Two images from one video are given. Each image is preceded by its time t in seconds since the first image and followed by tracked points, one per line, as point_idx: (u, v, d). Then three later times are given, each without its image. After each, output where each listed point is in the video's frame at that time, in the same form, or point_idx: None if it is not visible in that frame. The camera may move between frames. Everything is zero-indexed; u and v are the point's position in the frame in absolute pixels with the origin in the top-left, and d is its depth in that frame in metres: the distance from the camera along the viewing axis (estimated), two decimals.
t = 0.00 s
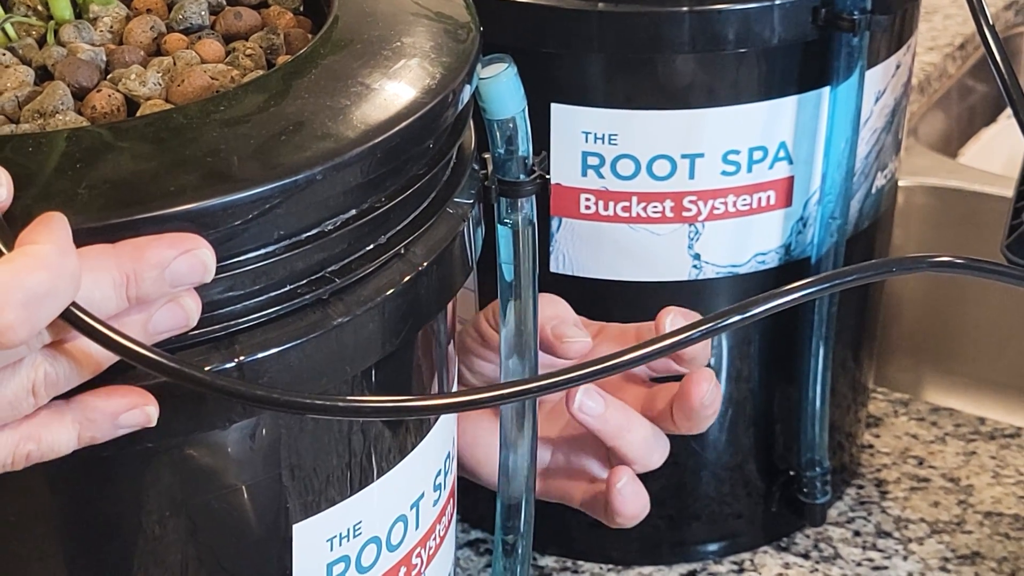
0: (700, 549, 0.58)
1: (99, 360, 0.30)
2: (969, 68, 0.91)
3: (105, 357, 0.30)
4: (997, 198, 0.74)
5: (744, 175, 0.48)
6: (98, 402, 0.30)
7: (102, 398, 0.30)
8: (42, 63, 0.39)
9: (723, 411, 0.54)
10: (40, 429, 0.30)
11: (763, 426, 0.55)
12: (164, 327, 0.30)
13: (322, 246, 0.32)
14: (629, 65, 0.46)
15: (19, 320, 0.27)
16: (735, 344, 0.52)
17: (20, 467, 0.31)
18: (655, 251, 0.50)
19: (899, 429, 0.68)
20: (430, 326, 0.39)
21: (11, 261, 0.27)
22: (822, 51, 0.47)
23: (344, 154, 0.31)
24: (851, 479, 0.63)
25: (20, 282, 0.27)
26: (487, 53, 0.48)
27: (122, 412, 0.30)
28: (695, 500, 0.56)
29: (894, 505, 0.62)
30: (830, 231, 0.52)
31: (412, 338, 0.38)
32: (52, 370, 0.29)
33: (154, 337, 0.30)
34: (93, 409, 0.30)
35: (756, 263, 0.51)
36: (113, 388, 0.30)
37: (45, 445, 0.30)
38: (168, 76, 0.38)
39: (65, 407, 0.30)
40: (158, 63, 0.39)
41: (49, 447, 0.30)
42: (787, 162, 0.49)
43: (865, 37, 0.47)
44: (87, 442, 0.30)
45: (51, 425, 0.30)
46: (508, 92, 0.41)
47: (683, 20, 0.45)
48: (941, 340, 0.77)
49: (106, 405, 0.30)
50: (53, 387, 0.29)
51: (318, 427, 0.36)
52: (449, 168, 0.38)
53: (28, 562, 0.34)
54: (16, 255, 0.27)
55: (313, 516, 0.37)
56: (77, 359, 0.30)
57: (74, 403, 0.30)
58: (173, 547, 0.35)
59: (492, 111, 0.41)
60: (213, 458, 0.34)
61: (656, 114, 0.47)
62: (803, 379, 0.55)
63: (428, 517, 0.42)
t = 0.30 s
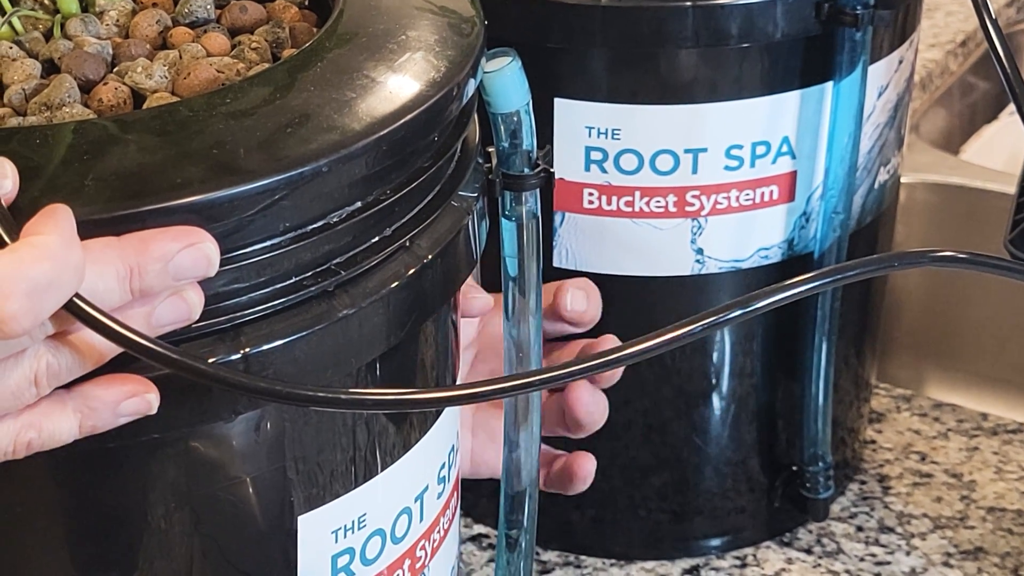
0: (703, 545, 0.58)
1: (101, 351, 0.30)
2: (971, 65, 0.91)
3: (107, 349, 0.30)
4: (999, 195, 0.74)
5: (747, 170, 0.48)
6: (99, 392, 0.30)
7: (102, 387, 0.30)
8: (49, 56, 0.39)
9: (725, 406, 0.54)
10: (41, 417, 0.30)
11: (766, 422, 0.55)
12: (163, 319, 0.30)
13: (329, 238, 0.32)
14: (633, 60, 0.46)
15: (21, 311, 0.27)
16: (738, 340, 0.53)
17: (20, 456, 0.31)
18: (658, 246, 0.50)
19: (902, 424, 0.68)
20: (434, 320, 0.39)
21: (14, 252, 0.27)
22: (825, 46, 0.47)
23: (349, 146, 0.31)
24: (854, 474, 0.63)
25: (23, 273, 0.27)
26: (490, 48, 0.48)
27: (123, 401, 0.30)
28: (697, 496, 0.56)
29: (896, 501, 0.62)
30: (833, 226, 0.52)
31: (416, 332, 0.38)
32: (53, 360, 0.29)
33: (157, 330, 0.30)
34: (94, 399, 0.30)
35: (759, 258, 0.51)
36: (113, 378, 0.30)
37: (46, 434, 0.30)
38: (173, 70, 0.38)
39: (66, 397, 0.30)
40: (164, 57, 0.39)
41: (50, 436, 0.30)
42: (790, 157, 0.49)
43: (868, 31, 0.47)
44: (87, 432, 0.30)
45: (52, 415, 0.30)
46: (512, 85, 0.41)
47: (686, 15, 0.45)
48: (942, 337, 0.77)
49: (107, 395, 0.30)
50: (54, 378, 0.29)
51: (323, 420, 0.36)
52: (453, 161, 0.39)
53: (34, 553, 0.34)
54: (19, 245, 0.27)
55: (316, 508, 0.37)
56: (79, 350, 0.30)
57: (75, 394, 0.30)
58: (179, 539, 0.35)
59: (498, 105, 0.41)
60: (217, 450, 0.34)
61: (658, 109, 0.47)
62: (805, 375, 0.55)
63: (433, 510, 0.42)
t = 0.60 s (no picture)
0: (703, 541, 0.58)
1: (67, 356, 0.30)
2: (971, 64, 0.91)
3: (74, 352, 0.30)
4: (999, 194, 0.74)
5: (747, 168, 0.49)
6: (69, 396, 0.30)
7: (71, 392, 0.30)
8: (43, 56, 0.39)
9: (726, 404, 0.54)
10: (10, 422, 0.30)
11: (766, 418, 0.56)
12: (134, 322, 0.30)
13: (331, 233, 0.33)
14: (634, 58, 0.46)
15: None
16: (738, 337, 0.53)
17: None
18: (658, 244, 0.50)
19: (902, 422, 0.68)
20: (432, 318, 0.39)
21: None
22: (825, 44, 0.47)
23: (352, 142, 0.31)
24: (853, 471, 0.63)
25: None
26: (492, 46, 0.48)
27: (93, 406, 0.30)
28: (698, 492, 0.56)
29: (896, 497, 0.62)
30: (832, 224, 0.52)
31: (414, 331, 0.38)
32: (20, 364, 0.30)
33: (127, 333, 0.30)
34: (63, 404, 0.30)
35: (759, 255, 0.51)
36: (83, 382, 0.30)
37: (17, 439, 0.30)
38: (163, 71, 0.38)
39: (35, 402, 0.30)
40: (156, 58, 0.39)
41: (21, 441, 0.30)
42: (790, 155, 0.49)
43: (867, 30, 0.47)
44: (57, 438, 0.30)
45: (19, 421, 0.30)
46: (513, 93, 0.41)
47: (687, 14, 0.45)
48: (942, 335, 0.78)
49: (76, 400, 0.30)
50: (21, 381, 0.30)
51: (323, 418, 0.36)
52: (453, 159, 0.39)
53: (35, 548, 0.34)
54: None
55: (299, 513, 0.37)
56: (43, 354, 0.30)
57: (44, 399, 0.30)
58: (182, 533, 0.35)
59: (498, 112, 0.41)
60: (216, 448, 0.34)
61: (659, 107, 0.47)
62: (805, 373, 0.55)
63: (422, 518, 0.42)
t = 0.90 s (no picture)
0: (704, 534, 0.58)
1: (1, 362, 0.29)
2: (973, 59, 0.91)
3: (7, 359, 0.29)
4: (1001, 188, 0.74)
5: (749, 160, 0.48)
6: (8, 404, 0.29)
7: (9, 399, 0.29)
8: (18, 52, 0.39)
9: (728, 398, 0.54)
10: None
11: (768, 412, 0.56)
12: (73, 326, 0.29)
13: (332, 223, 0.33)
14: (635, 51, 0.46)
15: None
16: (740, 330, 0.53)
17: None
18: (659, 236, 0.50)
19: (904, 415, 0.68)
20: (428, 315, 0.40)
21: None
22: (827, 36, 0.47)
23: (354, 131, 0.31)
24: (856, 465, 0.63)
25: None
26: (493, 39, 0.48)
27: (35, 413, 0.29)
28: (700, 486, 0.56)
29: (898, 491, 0.62)
30: (834, 216, 0.52)
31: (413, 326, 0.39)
32: None
33: (65, 338, 0.30)
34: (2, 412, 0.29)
35: (761, 247, 0.51)
36: (19, 390, 0.30)
37: None
38: (135, 71, 0.38)
39: None
40: (134, 58, 0.39)
41: None
42: (792, 147, 0.49)
43: (869, 22, 0.47)
44: None
45: None
46: (501, 104, 0.39)
47: (689, 6, 0.45)
48: (944, 330, 0.78)
49: (15, 407, 0.29)
50: None
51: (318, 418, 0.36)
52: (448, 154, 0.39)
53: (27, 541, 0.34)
54: None
55: (257, 527, 0.36)
56: None
57: None
58: (179, 525, 0.35)
59: (488, 124, 0.39)
60: (210, 447, 0.34)
61: (661, 100, 0.47)
62: (807, 367, 0.55)
63: (398, 537, 0.40)
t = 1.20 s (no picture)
0: (711, 522, 0.58)
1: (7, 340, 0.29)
2: (979, 48, 0.91)
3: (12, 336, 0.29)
4: (1007, 176, 0.74)
5: (756, 144, 0.48)
6: (11, 382, 0.29)
7: (13, 377, 0.29)
8: (22, 31, 0.39)
9: (735, 385, 0.54)
10: None
11: (775, 398, 0.55)
12: (78, 304, 0.29)
13: (336, 200, 0.33)
14: (640, 34, 0.46)
15: None
16: (746, 316, 0.52)
17: None
18: (665, 220, 0.50)
19: (911, 403, 0.68)
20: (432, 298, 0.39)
21: None
22: (833, 19, 0.47)
23: (359, 107, 0.31)
24: (863, 452, 0.63)
25: None
26: (497, 23, 0.48)
27: (37, 392, 0.29)
28: (706, 473, 0.56)
29: (906, 478, 0.62)
30: (841, 200, 0.52)
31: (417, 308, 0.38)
32: None
33: (69, 317, 0.30)
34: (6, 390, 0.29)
35: (767, 232, 0.51)
36: (23, 368, 0.29)
37: None
38: (139, 51, 0.38)
39: None
40: (137, 38, 0.39)
41: None
42: (799, 131, 0.49)
43: (875, 5, 0.47)
44: None
45: None
46: (507, 85, 0.39)
47: None
48: (950, 319, 0.77)
49: (20, 386, 0.29)
50: None
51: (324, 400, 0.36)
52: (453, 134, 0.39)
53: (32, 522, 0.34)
54: None
55: (260, 508, 0.36)
56: None
57: None
58: (185, 506, 0.35)
59: (493, 104, 0.39)
60: (214, 428, 0.34)
61: (666, 83, 0.47)
62: (814, 353, 0.55)
63: (402, 520, 0.40)
